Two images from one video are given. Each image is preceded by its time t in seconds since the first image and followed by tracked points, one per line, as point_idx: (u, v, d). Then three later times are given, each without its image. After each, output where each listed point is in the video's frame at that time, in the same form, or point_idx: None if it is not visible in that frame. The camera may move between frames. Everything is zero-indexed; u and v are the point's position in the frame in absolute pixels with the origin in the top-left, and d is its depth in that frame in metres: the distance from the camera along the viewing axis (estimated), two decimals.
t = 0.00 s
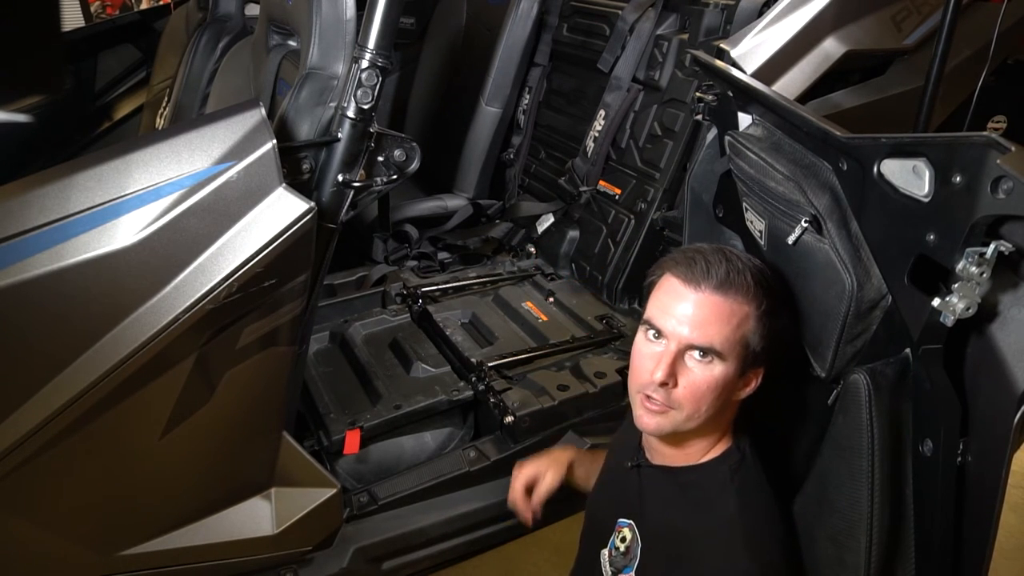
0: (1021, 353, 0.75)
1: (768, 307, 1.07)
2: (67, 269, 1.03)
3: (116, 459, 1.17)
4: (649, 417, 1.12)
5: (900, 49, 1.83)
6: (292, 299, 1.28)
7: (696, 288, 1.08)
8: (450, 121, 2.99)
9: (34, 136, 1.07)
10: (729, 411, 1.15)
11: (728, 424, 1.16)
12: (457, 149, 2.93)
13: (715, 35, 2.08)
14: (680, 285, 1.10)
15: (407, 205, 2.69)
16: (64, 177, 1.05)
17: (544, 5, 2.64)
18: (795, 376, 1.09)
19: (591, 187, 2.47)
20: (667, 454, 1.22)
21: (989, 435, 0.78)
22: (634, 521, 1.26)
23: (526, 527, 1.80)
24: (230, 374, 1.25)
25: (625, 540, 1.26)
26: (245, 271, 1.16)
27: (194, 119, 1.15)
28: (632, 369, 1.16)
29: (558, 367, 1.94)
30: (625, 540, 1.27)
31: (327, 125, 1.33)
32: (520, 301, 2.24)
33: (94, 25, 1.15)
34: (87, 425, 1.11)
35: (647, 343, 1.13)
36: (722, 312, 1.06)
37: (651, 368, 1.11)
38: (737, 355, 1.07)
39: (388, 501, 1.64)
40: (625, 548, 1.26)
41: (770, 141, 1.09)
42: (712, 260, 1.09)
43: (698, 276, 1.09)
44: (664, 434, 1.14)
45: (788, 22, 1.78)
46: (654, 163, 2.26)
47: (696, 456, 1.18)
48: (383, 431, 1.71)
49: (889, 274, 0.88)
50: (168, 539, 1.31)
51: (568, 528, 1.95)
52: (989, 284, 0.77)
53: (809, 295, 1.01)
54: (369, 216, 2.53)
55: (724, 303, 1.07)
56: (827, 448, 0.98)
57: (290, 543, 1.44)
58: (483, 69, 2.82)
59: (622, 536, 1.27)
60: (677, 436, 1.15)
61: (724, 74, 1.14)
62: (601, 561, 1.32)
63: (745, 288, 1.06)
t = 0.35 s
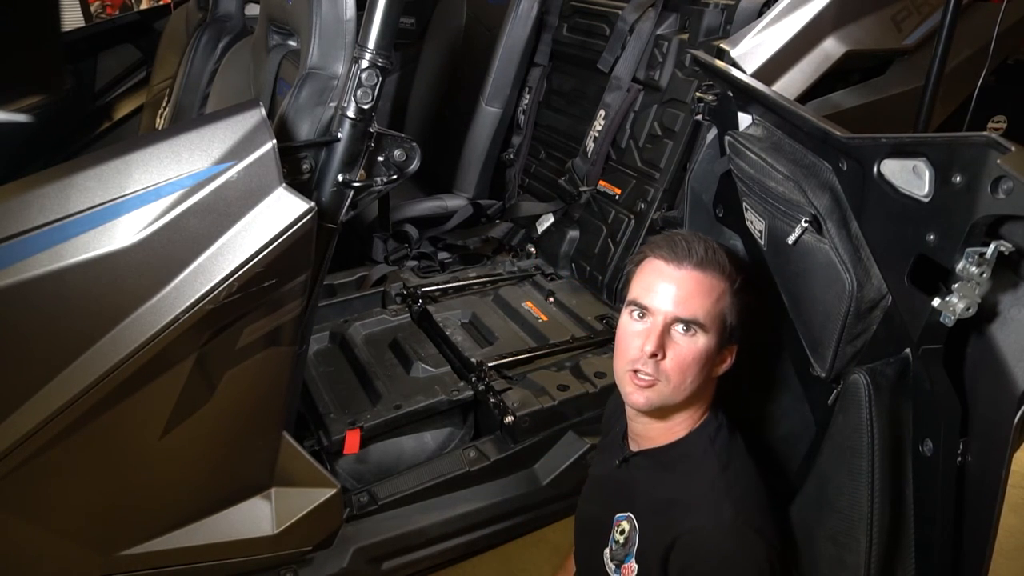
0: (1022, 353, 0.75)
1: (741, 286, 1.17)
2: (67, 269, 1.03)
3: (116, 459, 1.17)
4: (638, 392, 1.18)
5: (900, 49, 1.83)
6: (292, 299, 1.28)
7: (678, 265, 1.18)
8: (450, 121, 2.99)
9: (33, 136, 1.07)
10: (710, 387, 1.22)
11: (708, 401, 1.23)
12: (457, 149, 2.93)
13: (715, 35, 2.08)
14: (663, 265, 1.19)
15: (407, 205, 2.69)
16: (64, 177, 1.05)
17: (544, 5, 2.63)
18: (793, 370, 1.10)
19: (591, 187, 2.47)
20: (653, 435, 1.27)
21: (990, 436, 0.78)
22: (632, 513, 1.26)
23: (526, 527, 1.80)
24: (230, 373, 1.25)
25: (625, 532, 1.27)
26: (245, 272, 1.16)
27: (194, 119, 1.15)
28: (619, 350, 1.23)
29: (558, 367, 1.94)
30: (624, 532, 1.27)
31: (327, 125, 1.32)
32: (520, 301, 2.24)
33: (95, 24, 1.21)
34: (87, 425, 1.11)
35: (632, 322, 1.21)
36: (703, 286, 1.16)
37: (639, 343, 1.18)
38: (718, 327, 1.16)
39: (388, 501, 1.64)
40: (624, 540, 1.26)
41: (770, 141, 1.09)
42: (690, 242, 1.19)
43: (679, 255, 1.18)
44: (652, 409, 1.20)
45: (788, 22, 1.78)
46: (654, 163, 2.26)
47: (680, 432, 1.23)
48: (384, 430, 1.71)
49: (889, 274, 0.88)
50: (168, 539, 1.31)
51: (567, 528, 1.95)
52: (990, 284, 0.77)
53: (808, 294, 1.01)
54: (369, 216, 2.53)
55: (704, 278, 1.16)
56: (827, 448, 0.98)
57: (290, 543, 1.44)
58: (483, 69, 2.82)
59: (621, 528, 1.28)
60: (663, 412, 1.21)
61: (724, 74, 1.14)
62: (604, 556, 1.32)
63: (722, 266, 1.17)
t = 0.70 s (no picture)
0: (1021, 353, 0.75)
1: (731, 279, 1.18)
2: (67, 269, 1.03)
3: (116, 459, 1.17)
4: (639, 399, 1.18)
5: (900, 49, 1.83)
6: (292, 299, 1.28)
7: (663, 269, 1.16)
8: (450, 121, 2.99)
9: (33, 136, 1.07)
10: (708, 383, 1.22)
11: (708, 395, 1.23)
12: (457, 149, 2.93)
13: (715, 35, 2.08)
14: (649, 269, 1.18)
15: (407, 205, 2.69)
16: (64, 177, 1.05)
17: (544, 5, 2.63)
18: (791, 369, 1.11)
19: (591, 187, 2.47)
20: (657, 434, 1.26)
21: (990, 435, 0.78)
22: (634, 503, 1.27)
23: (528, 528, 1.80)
24: (231, 373, 1.25)
25: (626, 522, 1.28)
26: (245, 271, 1.16)
27: (194, 119, 1.15)
28: (614, 357, 1.22)
29: (558, 367, 1.94)
30: (625, 522, 1.28)
31: (327, 125, 1.33)
32: (520, 301, 2.24)
33: (95, 24, 1.19)
34: (87, 425, 1.11)
35: (625, 329, 1.20)
36: (691, 287, 1.15)
37: (634, 350, 1.17)
38: (710, 325, 1.15)
39: (388, 501, 1.64)
40: (625, 529, 1.28)
41: (770, 141, 1.09)
42: (674, 243, 1.18)
43: (664, 259, 1.17)
44: (654, 413, 1.20)
45: (788, 22, 1.78)
46: (654, 163, 2.26)
47: (683, 429, 1.23)
48: (384, 430, 1.71)
49: (889, 274, 0.88)
50: (168, 539, 1.31)
51: (569, 529, 1.95)
52: (990, 284, 0.77)
53: (808, 294, 1.01)
54: (369, 216, 2.53)
55: (691, 278, 1.15)
56: (827, 449, 0.97)
57: (290, 543, 1.44)
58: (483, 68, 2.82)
59: (621, 519, 1.29)
60: (667, 413, 1.21)
61: (723, 74, 1.14)
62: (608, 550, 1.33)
63: (709, 263, 1.16)
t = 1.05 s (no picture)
0: (1022, 353, 0.75)
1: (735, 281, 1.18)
2: (67, 269, 1.03)
3: (116, 459, 1.17)
4: (638, 398, 1.18)
5: (901, 49, 1.83)
6: (292, 298, 1.28)
7: (665, 270, 1.16)
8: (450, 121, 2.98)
9: (34, 136, 1.07)
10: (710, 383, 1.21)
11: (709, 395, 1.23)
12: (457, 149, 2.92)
13: (715, 34, 2.08)
14: (651, 269, 1.18)
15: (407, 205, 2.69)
16: (64, 177, 1.05)
17: (544, 5, 2.63)
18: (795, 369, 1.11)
19: (591, 187, 2.47)
20: (658, 433, 1.26)
21: (990, 436, 0.78)
22: (635, 503, 1.27)
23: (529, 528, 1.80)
24: (231, 373, 1.25)
25: (626, 521, 1.28)
26: (245, 272, 1.16)
27: (194, 119, 1.15)
28: (615, 356, 1.23)
29: (558, 367, 1.94)
30: (625, 521, 1.28)
31: (327, 125, 1.32)
32: (520, 301, 2.24)
33: (95, 25, 1.16)
34: (87, 425, 1.11)
35: (626, 328, 1.20)
36: (693, 288, 1.14)
37: (635, 350, 1.17)
38: (712, 327, 1.15)
39: (388, 502, 1.64)
40: (625, 529, 1.28)
41: (770, 141, 1.09)
42: (676, 244, 1.18)
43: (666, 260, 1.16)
44: (654, 411, 1.20)
45: (788, 22, 1.78)
46: (654, 163, 2.26)
47: (683, 429, 1.23)
48: (384, 431, 1.71)
49: (889, 275, 0.88)
50: (168, 539, 1.31)
51: (569, 530, 1.95)
52: (990, 284, 0.77)
53: (808, 294, 1.01)
54: (369, 216, 2.50)
55: (694, 279, 1.15)
56: (828, 448, 0.97)
57: (290, 543, 1.43)
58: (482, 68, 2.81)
59: (622, 519, 1.29)
60: (667, 410, 1.21)
61: (723, 74, 1.14)
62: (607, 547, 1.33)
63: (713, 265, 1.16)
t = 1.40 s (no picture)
0: (1022, 353, 0.75)
1: (741, 298, 1.08)
2: (67, 269, 1.03)
3: (114, 460, 1.17)
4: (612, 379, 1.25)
5: (901, 49, 1.83)
6: (292, 298, 1.27)
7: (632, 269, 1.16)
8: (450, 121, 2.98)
9: (35, 137, 1.07)
10: (689, 391, 1.17)
11: (695, 401, 1.18)
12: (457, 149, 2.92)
13: (715, 34, 2.08)
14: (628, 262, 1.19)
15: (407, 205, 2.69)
16: (65, 177, 1.05)
17: (544, 5, 2.63)
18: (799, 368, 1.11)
19: (591, 187, 2.47)
20: (651, 424, 1.27)
21: (990, 436, 0.78)
22: (623, 490, 1.27)
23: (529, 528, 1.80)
24: (230, 374, 1.25)
25: (612, 505, 1.29)
26: (245, 272, 1.16)
27: (194, 119, 1.15)
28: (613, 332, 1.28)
29: (558, 367, 1.94)
30: (612, 504, 1.28)
31: (327, 125, 1.32)
32: (520, 301, 2.25)
33: (95, 24, 1.19)
34: (86, 426, 1.11)
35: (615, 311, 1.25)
36: (648, 296, 1.12)
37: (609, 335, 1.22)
38: (665, 338, 1.11)
39: (388, 502, 1.64)
40: (610, 511, 1.28)
41: (770, 141, 1.09)
42: (653, 249, 1.14)
43: (657, 259, 1.13)
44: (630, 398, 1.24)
45: (788, 22, 1.78)
46: (654, 163, 2.26)
47: (669, 427, 1.23)
48: (384, 431, 1.73)
49: (890, 275, 0.88)
50: (169, 539, 1.31)
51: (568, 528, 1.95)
52: (990, 284, 0.77)
53: (809, 294, 1.01)
54: (370, 216, 2.51)
55: (675, 291, 1.10)
56: (828, 447, 0.97)
57: (291, 543, 1.43)
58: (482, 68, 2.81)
59: (610, 502, 1.30)
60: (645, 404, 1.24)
61: (723, 74, 1.14)
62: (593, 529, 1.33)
63: (700, 280, 1.09)
